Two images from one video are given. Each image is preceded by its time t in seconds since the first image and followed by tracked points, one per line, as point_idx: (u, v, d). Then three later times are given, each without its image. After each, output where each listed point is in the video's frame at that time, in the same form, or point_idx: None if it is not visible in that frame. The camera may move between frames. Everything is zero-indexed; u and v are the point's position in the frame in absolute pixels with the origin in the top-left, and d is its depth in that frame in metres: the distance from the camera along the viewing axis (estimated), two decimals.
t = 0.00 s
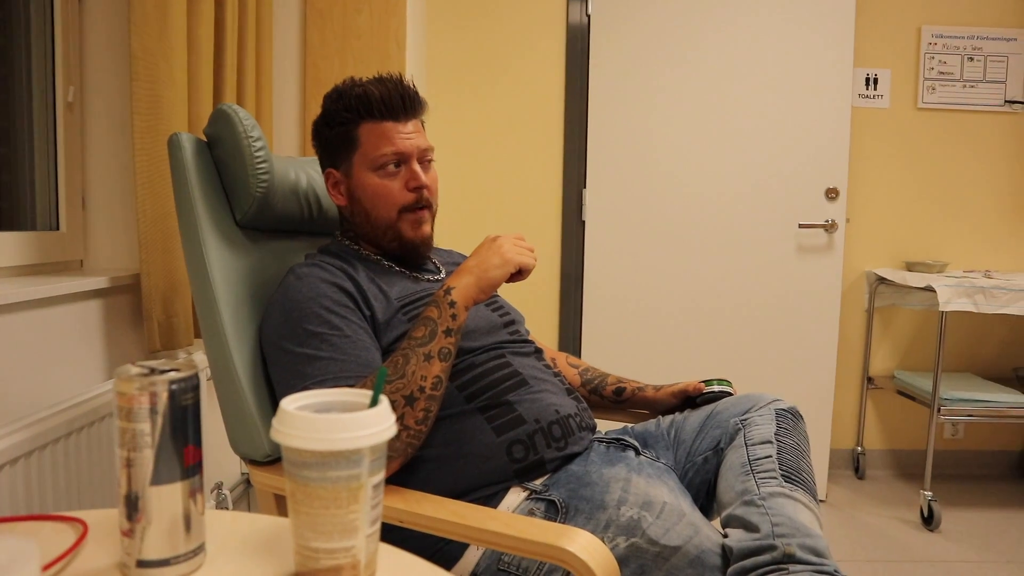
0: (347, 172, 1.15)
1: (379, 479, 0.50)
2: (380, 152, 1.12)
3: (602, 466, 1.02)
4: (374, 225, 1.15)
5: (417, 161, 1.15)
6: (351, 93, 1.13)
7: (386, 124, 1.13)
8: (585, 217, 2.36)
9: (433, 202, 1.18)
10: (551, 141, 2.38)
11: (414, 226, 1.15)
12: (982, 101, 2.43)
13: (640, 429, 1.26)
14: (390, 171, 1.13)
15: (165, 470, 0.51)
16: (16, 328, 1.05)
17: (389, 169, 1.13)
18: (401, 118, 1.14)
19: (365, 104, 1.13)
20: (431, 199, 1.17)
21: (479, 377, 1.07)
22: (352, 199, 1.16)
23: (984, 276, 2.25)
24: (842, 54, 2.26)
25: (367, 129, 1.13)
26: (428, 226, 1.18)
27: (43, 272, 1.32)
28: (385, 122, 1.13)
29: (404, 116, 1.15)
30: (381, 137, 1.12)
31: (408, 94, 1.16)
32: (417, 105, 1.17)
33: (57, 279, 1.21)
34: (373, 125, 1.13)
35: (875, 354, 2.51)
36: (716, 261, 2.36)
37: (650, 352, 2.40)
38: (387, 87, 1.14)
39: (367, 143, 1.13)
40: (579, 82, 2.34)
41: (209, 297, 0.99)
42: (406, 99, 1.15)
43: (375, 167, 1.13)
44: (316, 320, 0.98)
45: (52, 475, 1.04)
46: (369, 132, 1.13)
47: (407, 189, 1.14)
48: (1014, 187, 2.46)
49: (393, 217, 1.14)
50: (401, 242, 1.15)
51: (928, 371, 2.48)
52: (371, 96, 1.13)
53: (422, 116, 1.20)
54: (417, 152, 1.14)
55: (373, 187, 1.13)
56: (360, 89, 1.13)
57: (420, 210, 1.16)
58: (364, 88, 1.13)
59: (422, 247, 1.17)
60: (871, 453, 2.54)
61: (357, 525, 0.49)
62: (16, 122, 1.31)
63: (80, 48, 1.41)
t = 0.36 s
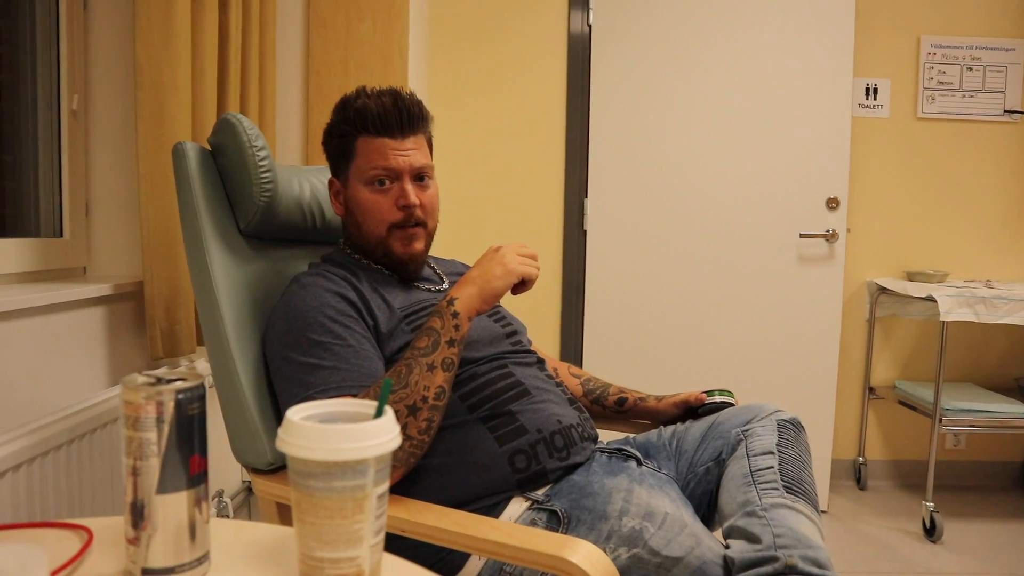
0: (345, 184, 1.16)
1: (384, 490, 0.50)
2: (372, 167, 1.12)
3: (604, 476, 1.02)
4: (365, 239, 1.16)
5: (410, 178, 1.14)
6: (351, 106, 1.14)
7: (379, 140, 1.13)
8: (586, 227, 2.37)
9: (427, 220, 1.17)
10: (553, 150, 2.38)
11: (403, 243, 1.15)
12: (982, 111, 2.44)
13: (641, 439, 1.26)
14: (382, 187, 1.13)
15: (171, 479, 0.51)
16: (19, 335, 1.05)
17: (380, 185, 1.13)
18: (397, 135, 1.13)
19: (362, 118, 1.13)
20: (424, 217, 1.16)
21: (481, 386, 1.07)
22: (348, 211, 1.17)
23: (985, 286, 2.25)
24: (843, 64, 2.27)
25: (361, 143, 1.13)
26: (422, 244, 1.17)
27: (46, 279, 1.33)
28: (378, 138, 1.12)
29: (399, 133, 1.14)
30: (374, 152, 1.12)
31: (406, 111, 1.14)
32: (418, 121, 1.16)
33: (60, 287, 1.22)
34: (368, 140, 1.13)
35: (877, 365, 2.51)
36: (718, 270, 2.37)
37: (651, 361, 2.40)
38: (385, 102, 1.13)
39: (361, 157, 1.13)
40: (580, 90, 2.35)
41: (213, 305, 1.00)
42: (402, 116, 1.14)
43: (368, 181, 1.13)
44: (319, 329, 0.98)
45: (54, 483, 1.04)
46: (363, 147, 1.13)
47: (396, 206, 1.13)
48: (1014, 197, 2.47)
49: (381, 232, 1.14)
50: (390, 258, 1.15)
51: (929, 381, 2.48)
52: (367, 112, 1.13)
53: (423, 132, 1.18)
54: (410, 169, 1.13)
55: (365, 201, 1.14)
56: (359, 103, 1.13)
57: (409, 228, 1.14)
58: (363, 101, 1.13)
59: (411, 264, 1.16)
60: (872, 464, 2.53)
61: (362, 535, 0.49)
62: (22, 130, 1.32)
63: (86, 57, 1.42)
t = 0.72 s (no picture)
0: (348, 193, 1.16)
1: (385, 492, 0.50)
2: (379, 169, 1.13)
3: (611, 477, 1.01)
4: (381, 242, 1.16)
5: (416, 172, 1.15)
6: (341, 115, 1.14)
7: (381, 141, 1.13)
8: (592, 228, 2.37)
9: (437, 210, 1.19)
10: (558, 152, 2.38)
11: (421, 238, 1.16)
12: (990, 106, 2.42)
13: (649, 440, 1.25)
14: (390, 187, 1.13)
15: (172, 484, 0.51)
16: (27, 342, 1.06)
17: (389, 185, 1.13)
18: (395, 133, 1.14)
19: (356, 123, 1.13)
20: (434, 208, 1.18)
21: (487, 389, 1.07)
22: (356, 218, 1.16)
23: (995, 282, 2.23)
24: (849, 61, 2.25)
25: (362, 148, 1.13)
26: (435, 235, 1.19)
27: (54, 287, 1.34)
28: (379, 140, 1.13)
29: (396, 130, 1.15)
30: (377, 155, 1.13)
31: (397, 109, 1.16)
32: (407, 117, 1.17)
33: (68, 295, 1.22)
34: (368, 144, 1.13)
35: (887, 363, 2.49)
36: (725, 270, 2.36)
37: (659, 362, 2.39)
38: (376, 103, 1.14)
39: (364, 162, 1.13)
40: (585, 92, 2.35)
41: (218, 311, 1.00)
42: (395, 113, 1.15)
43: (375, 185, 1.13)
44: (323, 334, 0.98)
45: (63, 489, 1.05)
46: (365, 150, 1.13)
47: (410, 202, 1.14)
48: None
49: (400, 231, 1.15)
50: (412, 254, 1.17)
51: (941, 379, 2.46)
52: (362, 116, 1.13)
53: (413, 126, 1.20)
54: (414, 163, 1.15)
55: (375, 205, 1.14)
56: (350, 109, 1.14)
57: (425, 222, 1.16)
58: (355, 107, 1.14)
59: (430, 257, 1.19)
60: (884, 463, 2.51)
61: (362, 538, 0.49)
62: (29, 139, 1.33)
63: (92, 67, 1.43)
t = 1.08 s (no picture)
0: (352, 190, 1.16)
1: (389, 490, 0.50)
2: (385, 167, 1.12)
3: (614, 478, 1.01)
4: (386, 240, 1.16)
5: (421, 171, 1.15)
6: (346, 113, 1.13)
7: (386, 139, 1.13)
8: (596, 228, 2.36)
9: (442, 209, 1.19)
10: (562, 152, 2.38)
11: (426, 236, 1.16)
12: (995, 110, 2.41)
13: (651, 441, 1.25)
14: (395, 185, 1.13)
15: (175, 480, 0.50)
16: (30, 336, 1.06)
17: (395, 183, 1.13)
18: (401, 131, 1.14)
19: (362, 121, 1.13)
20: (439, 207, 1.18)
21: (489, 387, 1.06)
22: (361, 216, 1.16)
23: (999, 287, 2.23)
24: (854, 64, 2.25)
25: (368, 146, 1.13)
26: (440, 233, 1.19)
27: (57, 281, 1.33)
28: (385, 138, 1.13)
29: (402, 128, 1.15)
30: (383, 153, 1.12)
31: (401, 106, 1.15)
32: (413, 115, 1.17)
33: (71, 289, 1.22)
34: (373, 142, 1.13)
35: (889, 367, 2.48)
36: (728, 271, 2.35)
37: (660, 363, 2.39)
38: (381, 101, 1.14)
39: (369, 160, 1.13)
40: (589, 92, 2.34)
41: (221, 307, 1.00)
42: (400, 111, 1.15)
43: (381, 182, 1.13)
44: (326, 331, 0.98)
45: (64, 484, 1.05)
46: (371, 148, 1.13)
47: (416, 200, 1.14)
48: None
49: (405, 230, 1.15)
50: (417, 253, 1.16)
51: (943, 384, 2.45)
52: (367, 113, 1.13)
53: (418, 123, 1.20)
54: (419, 162, 1.15)
55: (381, 203, 1.13)
56: (355, 107, 1.13)
57: (431, 220, 1.16)
58: (359, 105, 1.13)
59: (435, 255, 1.18)
60: (885, 466, 2.51)
61: (367, 536, 0.49)
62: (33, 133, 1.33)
63: (95, 61, 1.43)
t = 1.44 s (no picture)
0: (366, 186, 1.15)
1: (392, 487, 0.50)
2: (403, 169, 1.12)
3: (616, 474, 1.01)
4: (392, 239, 1.16)
5: (437, 176, 1.15)
6: (372, 108, 1.12)
7: (409, 141, 1.12)
8: (599, 225, 2.36)
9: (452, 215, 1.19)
10: (565, 149, 2.37)
11: (434, 240, 1.16)
12: (1001, 106, 2.40)
13: (654, 437, 1.25)
14: (410, 187, 1.13)
15: (179, 476, 0.51)
16: (35, 333, 1.06)
17: (410, 186, 1.13)
18: (423, 135, 1.14)
19: (386, 120, 1.12)
20: (450, 213, 1.18)
21: (492, 384, 1.06)
22: (370, 212, 1.16)
23: (1004, 283, 2.22)
24: (859, 60, 2.24)
25: (388, 145, 1.12)
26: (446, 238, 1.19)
27: (62, 278, 1.34)
28: (407, 140, 1.12)
29: (424, 133, 1.14)
30: (403, 153, 1.12)
31: (428, 111, 1.15)
32: (436, 120, 1.17)
33: (76, 286, 1.23)
34: (395, 141, 1.12)
35: (893, 363, 2.48)
36: (731, 268, 2.35)
37: (664, 359, 2.38)
38: (408, 102, 1.14)
39: (388, 158, 1.12)
40: (593, 89, 2.34)
41: (224, 303, 1.00)
42: (426, 116, 1.14)
43: (396, 183, 1.13)
44: (330, 327, 0.98)
45: (69, 480, 1.05)
46: (391, 148, 1.12)
47: (428, 206, 1.14)
48: None
49: (413, 232, 1.15)
50: (421, 255, 1.16)
51: (947, 380, 2.45)
52: (393, 113, 1.12)
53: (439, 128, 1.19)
54: (437, 168, 1.14)
55: (393, 203, 1.13)
56: (382, 104, 1.12)
57: (440, 225, 1.16)
58: (386, 102, 1.13)
59: (439, 259, 1.18)
60: (889, 463, 2.50)
61: (370, 532, 0.49)
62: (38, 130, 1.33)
63: (100, 58, 1.43)
